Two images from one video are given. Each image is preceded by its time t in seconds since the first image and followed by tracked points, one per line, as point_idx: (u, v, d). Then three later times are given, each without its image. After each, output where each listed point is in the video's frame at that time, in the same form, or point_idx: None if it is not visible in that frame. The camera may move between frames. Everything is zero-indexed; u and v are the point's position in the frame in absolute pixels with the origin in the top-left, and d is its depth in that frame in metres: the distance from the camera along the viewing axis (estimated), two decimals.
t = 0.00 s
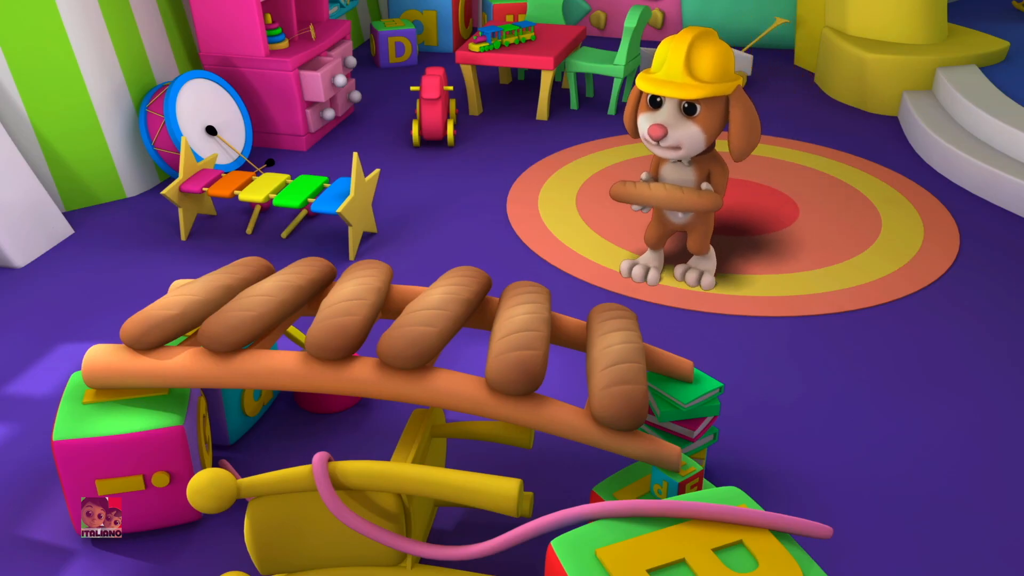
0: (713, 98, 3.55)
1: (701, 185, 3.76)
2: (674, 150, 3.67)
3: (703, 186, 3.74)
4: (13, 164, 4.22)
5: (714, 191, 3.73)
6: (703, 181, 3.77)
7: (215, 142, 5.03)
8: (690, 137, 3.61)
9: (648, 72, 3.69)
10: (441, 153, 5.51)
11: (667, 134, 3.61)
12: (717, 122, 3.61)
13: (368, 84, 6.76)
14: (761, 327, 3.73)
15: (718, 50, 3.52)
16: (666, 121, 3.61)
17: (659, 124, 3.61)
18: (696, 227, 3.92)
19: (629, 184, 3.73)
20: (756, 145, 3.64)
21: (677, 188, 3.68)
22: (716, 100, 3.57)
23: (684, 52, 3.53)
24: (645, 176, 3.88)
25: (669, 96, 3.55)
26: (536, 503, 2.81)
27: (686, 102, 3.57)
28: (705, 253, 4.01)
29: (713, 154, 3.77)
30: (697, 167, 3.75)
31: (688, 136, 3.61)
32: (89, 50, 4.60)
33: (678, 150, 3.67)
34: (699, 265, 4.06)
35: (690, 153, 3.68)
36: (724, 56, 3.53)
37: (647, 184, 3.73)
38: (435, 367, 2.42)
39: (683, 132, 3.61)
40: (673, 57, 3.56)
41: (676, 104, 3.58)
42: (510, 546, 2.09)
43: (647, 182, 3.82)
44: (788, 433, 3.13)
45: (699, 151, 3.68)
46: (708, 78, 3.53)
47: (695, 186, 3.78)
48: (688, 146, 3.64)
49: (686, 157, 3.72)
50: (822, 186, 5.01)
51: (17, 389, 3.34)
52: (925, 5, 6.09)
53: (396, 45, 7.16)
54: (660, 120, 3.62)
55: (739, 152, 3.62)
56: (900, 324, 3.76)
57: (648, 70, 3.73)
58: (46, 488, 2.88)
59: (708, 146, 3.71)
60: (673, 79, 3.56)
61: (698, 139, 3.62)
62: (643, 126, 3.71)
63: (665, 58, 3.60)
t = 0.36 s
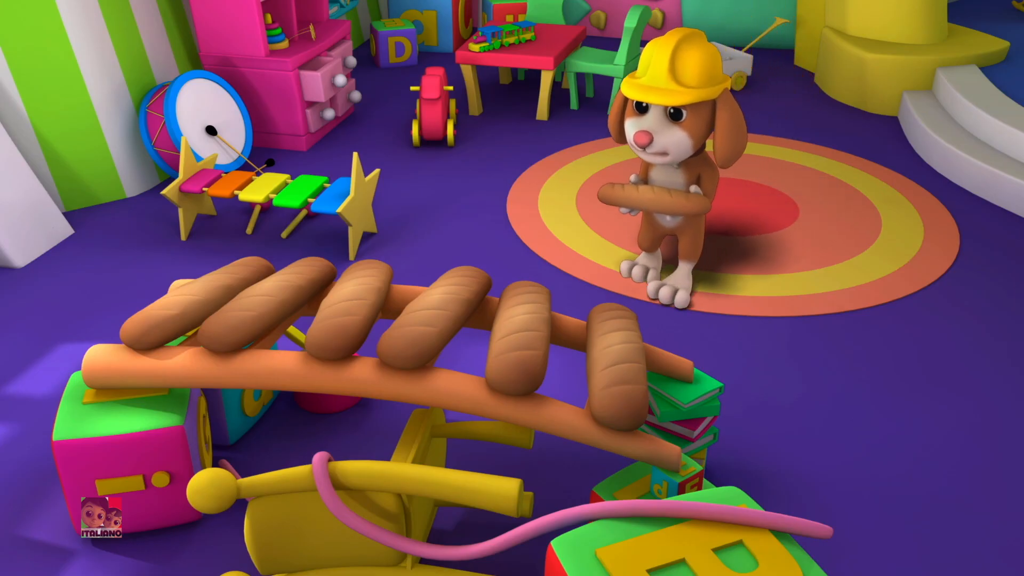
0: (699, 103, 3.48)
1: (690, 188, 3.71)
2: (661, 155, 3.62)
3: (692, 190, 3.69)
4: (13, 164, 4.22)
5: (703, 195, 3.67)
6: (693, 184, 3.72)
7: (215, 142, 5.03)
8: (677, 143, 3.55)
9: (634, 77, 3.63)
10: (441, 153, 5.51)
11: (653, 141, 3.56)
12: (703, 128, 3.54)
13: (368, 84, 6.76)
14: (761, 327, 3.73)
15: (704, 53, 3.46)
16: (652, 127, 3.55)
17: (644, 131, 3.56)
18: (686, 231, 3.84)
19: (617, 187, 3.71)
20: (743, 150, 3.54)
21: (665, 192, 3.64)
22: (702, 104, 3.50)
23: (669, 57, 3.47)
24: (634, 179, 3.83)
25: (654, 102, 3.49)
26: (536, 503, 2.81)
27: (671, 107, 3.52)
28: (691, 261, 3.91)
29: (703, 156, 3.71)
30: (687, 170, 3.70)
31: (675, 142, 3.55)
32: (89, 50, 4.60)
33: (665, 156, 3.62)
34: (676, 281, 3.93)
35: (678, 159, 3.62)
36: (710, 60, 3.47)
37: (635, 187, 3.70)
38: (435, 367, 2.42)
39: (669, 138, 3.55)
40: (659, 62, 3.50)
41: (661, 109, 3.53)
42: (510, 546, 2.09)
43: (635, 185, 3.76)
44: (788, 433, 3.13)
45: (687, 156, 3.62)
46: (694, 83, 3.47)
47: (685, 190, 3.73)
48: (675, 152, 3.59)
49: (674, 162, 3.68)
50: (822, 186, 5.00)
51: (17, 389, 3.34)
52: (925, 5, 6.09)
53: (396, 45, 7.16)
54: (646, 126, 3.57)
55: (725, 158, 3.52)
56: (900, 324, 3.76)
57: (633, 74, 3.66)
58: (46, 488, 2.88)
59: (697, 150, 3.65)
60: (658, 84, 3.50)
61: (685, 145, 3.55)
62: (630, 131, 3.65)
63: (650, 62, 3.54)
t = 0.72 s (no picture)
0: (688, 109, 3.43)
1: (680, 197, 3.69)
2: (651, 162, 3.56)
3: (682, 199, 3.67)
4: (13, 164, 4.22)
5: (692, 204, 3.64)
6: (683, 192, 3.70)
7: (215, 142, 5.03)
8: (667, 150, 3.50)
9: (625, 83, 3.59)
10: (441, 153, 5.51)
11: (643, 147, 3.49)
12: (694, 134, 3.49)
13: (368, 84, 6.76)
14: (761, 327, 3.73)
15: (696, 59, 3.41)
16: (642, 133, 3.50)
17: (634, 136, 3.50)
18: (675, 241, 3.82)
19: (606, 197, 3.65)
20: (739, 151, 3.52)
21: (655, 201, 3.59)
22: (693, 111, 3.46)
23: (660, 62, 3.42)
24: (623, 187, 3.79)
25: (645, 107, 3.44)
26: (536, 503, 2.81)
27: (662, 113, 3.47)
28: (683, 271, 3.89)
29: (693, 165, 3.70)
30: (676, 178, 3.69)
31: (665, 149, 3.50)
32: (89, 50, 4.59)
33: (654, 162, 3.56)
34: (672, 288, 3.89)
35: (668, 165, 3.57)
36: (701, 66, 3.42)
37: (625, 195, 3.65)
38: (435, 366, 2.42)
39: (659, 144, 3.49)
40: (649, 66, 3.45)
41: (652, 115, 3.48)
42: (510, 546, 2.09)
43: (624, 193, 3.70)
44: (788, 433, 3.13)
45: (676, 163, 3.57)
46: (683, 88, 3.42)
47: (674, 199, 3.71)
48: (665, 158, 3.53)
49: (664, 169, 3.62)
50: (822, 187, 5.00)
51: (17, 389, 3.34)
52: (925, 5, 6.09)
53: (396, 45, 7.16)
54: (636, 131, 3.51)
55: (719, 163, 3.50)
56: (900, 324, 3.76)
57: (624, 80, 3.63)
58: (46, 488, 2.88)
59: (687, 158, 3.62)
60: (649, 89, 3.46)
61: (676, 151, 3.51)
62: (619, 138, 3.59)
63: (640, 68, 3.50)
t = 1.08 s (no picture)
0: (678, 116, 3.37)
1: (669, 205, 3.66)
2: (640, 170, 3.53)
3: (672, 207, 3.63)
4: (13, 163, 4.22)
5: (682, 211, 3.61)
6: (672, 200, 3.67)
7: (215, 142, 5.03)
8: (656, 158, 3.47)
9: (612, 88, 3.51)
10: (441, 153, 5.51)
11: (632, 155, 3.47)
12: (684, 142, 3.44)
13: (368, 84, 6.76)
14: (761, 327, 3.73)
15: (686, 65, 3.33)
16: (631, 141, 3.47)
17: (623, 144, 3.47)
18: (665, 249, 3.78)
19: (594, 204, 3.60)
20: (725, 163, 3.47)
21: (644, 209, 3.56)
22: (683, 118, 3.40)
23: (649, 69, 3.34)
24: (611, 195, 3.76)
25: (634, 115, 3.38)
26: (537, 503, 2.81)
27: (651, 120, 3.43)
28: (676, 276, 3.85)
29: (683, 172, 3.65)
30: (666, 186, 3.65)
31: (654, 157, 3.46)
32: (89, 50, 4.59)
33: (643, 171, 3.53)
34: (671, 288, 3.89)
35: (658, 173, 3.53)
36: (691, 71, 3.34)
37: (613, 202, 3.62)
38: (435, 366, 2.43)
39: (648, 152, 3.46)
40: (638, 73, 3.37)
41: (641, 122, 3.45)
42: (510, 546, 2.09)
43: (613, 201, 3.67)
44: (788, 433, 3.13)
45: (666, 171, 3.54)
46: (673, 96, 3.35)
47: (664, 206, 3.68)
48: (654, 167, 3.50)
49: (654, 177, 3.60)
50: (822, 187, 5.00)
51: (17, 389, 3.34)
52: (925, 5, 6.09)
53: (396, 45, 7.16)
54: (625, 139, 3.48)
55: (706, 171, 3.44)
56: (900, 324, 3.76)
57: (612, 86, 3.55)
58: (45, 488, 2.88)
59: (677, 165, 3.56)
60: (638, 96, 3.39)
61: (665, 159, 3.47)
62: (608, 145, 3.57)
63: (629, 74, 3.42)
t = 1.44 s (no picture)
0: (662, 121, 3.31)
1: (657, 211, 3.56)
2: (626, 176, 3.48)
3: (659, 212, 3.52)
4: (13, 164, 4.23)
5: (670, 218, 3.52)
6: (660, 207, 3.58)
7: (215, 142, 5.03)
8: (643, 164, 3.41)
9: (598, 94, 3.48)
10: (441, 153, 5.51)
11: (618, 161, 3.41)
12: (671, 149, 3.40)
13: (368, 84, 6.76)
14: (761, 327, 3.74)
15: (672, 70, 3.29)
16: (617, 146, 3.42)
17: (609, 150, 3.42)
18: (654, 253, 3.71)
19: (581, 209, 3.49)
20: (712, 173, 3.44)
21: (631, 214, 3.46)
22: (670, 123, 3.36)
23: (634, 73, 3.31)
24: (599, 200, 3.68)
25: (619, 121, 3.33)
26: (537, 503, 2.81)
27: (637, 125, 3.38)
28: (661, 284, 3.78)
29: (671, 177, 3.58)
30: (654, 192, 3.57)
31: (641, 163, 3.41)
32: (89, 51, 4.59)
33: (630, 176, 3.48)
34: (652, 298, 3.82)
35: (644, 179, 3.48)
36: (677, 76, 3.30)
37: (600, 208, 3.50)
38: (435, 367, 2.43)
39: (635, 158, 3.41)
40: (623, 78, 3.33)
41: (627, 128, 3.39)
42: (510, 545, 2.09)
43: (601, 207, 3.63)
44: (788, 433, 3.13)
45: (653, 177, 3.49)
46: (658, 100, 3.30)
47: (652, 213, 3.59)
48: (641, 172, 3.45)
49: (641, 184, 3.55)
50: (822, 187, 5.00)
51: (17, 389, 3.34)
52: (925, 5, 6.09)
53: (396, 45, 7.16)
54: (611, 145, 3.43)
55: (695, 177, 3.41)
56: (900, 324, 3.76)
57: (598, 91, 3.51)
58: (46, 488, 2.88)
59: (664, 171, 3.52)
60: (624, 101, 3.34)
61: (652, 165, 3.42)
62: (595, 151, 3.52)
63: (615, 79, 3.38)
